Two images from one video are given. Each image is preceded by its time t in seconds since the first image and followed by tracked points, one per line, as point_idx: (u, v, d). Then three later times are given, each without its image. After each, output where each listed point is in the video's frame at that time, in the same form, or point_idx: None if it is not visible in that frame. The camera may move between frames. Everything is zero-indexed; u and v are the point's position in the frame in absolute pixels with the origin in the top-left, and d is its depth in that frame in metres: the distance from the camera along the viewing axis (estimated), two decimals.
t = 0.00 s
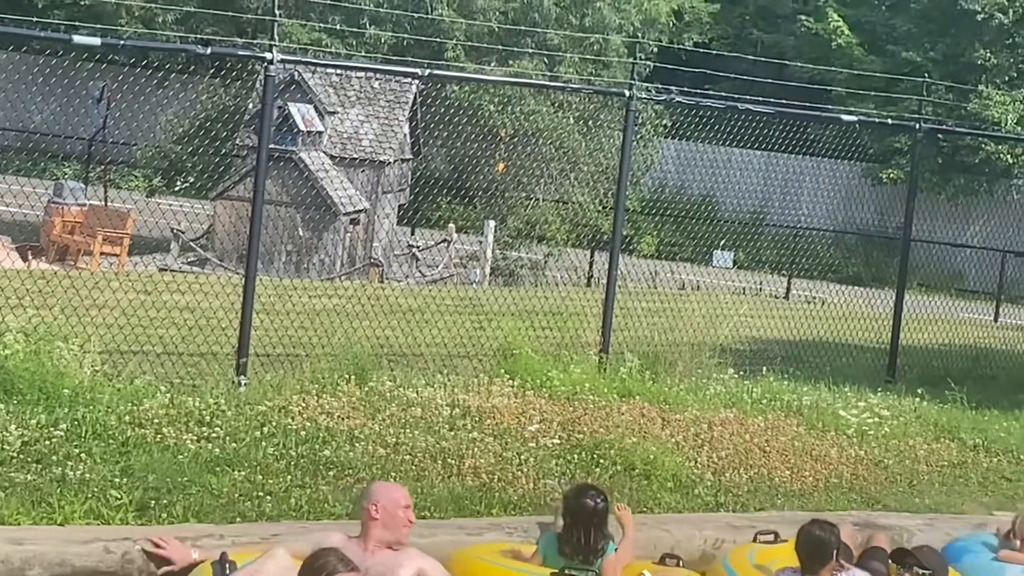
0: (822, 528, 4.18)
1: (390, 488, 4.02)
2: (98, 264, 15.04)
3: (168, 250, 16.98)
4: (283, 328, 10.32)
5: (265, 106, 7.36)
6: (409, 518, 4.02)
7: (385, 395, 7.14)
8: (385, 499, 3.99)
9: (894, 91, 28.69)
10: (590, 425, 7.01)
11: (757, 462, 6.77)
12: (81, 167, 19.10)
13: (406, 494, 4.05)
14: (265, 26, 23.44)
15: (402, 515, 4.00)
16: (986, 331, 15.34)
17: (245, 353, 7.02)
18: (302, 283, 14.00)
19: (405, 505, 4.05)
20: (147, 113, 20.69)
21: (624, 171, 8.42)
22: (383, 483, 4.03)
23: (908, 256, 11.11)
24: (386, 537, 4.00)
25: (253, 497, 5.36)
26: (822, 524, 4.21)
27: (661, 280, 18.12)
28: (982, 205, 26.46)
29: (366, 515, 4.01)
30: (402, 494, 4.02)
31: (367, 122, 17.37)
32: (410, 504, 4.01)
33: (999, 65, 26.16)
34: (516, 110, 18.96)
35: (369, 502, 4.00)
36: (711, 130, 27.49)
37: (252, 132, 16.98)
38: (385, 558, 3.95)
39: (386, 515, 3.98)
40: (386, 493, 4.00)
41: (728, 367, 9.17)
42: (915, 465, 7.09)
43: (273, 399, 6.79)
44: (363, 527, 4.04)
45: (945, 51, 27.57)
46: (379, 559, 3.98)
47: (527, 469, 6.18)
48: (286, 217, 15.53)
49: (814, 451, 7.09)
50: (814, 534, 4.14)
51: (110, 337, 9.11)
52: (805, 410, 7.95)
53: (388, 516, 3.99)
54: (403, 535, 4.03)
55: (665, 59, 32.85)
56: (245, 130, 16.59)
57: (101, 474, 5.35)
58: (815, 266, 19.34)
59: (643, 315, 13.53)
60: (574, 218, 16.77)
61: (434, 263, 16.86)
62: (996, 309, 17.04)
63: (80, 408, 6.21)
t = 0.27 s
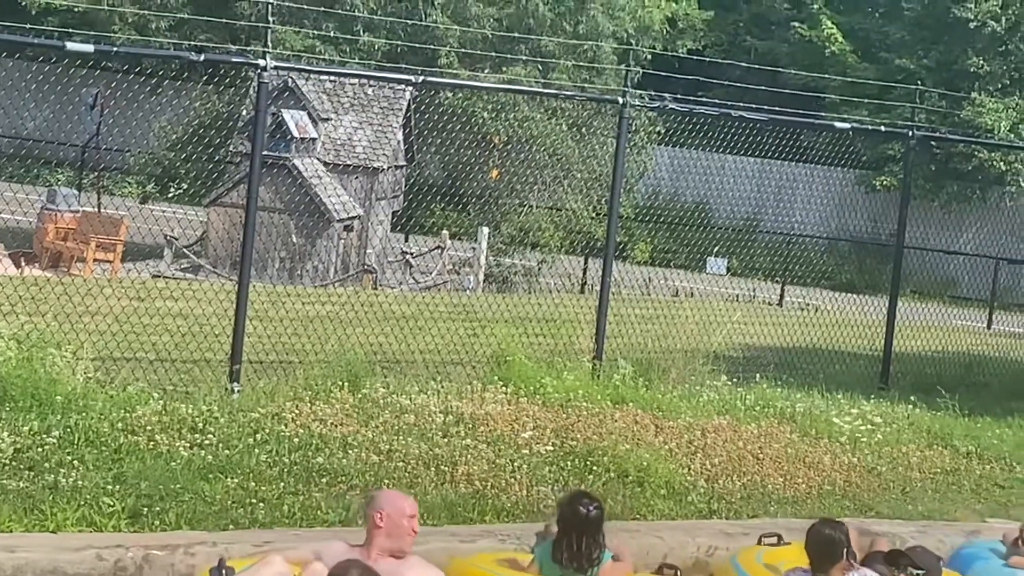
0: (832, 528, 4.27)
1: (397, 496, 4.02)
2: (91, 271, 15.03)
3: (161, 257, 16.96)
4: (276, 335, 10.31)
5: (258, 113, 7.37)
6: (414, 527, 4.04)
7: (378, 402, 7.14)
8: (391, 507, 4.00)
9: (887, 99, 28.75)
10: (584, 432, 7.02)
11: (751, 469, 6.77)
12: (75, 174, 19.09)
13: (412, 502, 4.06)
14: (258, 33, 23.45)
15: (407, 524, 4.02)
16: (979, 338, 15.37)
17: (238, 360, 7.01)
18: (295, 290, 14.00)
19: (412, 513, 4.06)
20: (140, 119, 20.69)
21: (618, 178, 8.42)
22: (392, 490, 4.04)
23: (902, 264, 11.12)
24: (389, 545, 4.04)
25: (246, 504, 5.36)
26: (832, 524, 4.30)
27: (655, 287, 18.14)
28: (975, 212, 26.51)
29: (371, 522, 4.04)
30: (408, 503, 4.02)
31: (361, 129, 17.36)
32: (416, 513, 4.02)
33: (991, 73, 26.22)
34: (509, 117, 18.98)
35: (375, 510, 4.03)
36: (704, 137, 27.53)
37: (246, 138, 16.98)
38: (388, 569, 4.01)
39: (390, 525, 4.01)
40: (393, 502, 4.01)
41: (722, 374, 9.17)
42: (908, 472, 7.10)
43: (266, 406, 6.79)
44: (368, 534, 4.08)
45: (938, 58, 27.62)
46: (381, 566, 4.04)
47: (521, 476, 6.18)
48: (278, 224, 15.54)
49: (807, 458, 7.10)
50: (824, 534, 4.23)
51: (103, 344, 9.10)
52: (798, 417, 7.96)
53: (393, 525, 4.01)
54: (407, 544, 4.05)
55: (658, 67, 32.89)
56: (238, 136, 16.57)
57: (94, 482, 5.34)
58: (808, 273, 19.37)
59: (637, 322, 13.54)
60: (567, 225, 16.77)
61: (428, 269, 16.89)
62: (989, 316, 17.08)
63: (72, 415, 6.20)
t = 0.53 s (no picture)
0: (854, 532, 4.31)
1: (397, 500, 4.06)
2: (84, 273, 15.03)
3: (154, 259, 16.96)
4: (269, 338, 10.31)
5: (251, 116, 7.37)
6: (412, 533, 4.05)
7: (371, 405, 7.14)
8: (389, 511, 4.03)
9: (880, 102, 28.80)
10: (577, 435, 7.02)
11: (743, 472, 6.78)
12: (67, 177, 19.09)
13: (414, 508, 4.08)
14: (251, 35, 23.45)
15: (404, 529, 4.04)
16: (972, 341, 15.39)
17: (231, 363, 7.02)
18: (288, 292, 14.00)
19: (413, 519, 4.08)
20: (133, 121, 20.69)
21: (611, 180, 8.43)
22: (393, 494, 4.07)
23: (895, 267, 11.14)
24: (387, 550, 4.06)
25: (238, 507, 5.36)
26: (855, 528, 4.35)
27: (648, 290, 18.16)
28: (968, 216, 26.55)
29: (371, 526, 4.08)
30: (408, 508, 4.05)
31: (354, 132, 17.36)
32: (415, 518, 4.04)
33: (984, 76, 26.27)
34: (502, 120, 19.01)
35: (375, 513, 4.07)
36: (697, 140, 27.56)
37: (239, 141, 16.98)
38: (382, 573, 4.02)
39: (387, 529, 4.03)
40: (392, 506, 4.04)
41: (714, 377, 9.18)
42: (901, 476, 7.11)
43: (258, 409, 6.79)
44: (368, 538, 4.11)
45: (931, 62, 27.67)
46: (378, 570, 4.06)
47: (513, 479, 6.18)
48: (271, 226, 15.54)
49: (800, 461, 7.11)
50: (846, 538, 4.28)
51: (96, 346, 9.09)
52: (790, 420, 7.97)
53: (390, 529, 4.03)
54: (405, 550, 4.06)
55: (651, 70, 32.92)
56: (231, 139, 16.58)
57: (86, 484, 5.34)
58: (801, 276, 19.39)
59: (630, 325, 13.56)
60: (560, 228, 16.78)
61: (420, 272, 16.91)
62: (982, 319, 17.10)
63: (65, 418, 6.20)
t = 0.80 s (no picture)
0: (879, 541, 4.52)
1: (392, 504, 4.06)
2: (79, 274, 15.03)
3: (149, 261, 16.95)
4: (264, 339, 10.30)
5: (246, 118, 7.38)
6: (408, 535, 4.04)
7: (366, 406, 7.14)
8: (385, 514, 4.03)
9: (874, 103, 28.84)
10: (572, 436, 7.02)
11: (739, 473, 6.79)
12: (62, 178, 19.09)
13: (409, 512, 4.08)
14: (246, 36, 23.44)
15: (400, 532, 4.03)
16: (967, 342, 15.40)
17: (226, 364, 7.02)
18: (283, 293, 14.01)
19: (409, 522, 4.08)
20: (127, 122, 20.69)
21: (606, 182, 8.43)
22: (387, 498, 4.07)
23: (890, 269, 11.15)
24: (383, 552, 4.03)
25: (233, 508, 5.35)
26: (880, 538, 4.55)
27: (643, 292, 18.17)
28: (962, 218, 26.59)
29: (365, 529, 4.05)
30: (404, 511, 4.05)
31: (349, 134, 17.37)
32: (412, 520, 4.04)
33: (979, 77, 26.30)
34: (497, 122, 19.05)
35: (369, 517, 4.05)
36: (692, 142, 27.58)
37: (234, 142, 16.99)
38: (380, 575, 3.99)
39: (383, 531, 4.02)
40: (387, 509, 4.05)
41: (709, 378, 9.19)
42: (896, 477, 7.12)
43: (253, 410, 6.79)
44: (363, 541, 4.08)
45: (926, 64, 27.71)
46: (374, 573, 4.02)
47: (508, 480, 6.18)
48: (266, 227, 15.54)
49: (795, 462, 7.12)
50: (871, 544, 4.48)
51: (90, 347, 9.08)
52: (785, 421, 7.98)
53: (386, 532, 4.03)
54: (400, 551, 4.04)
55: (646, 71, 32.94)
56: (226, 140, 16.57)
57: (81, 486, 5.34)
58: (796, 278, 19.41)
59: (624, 327, 13.56)
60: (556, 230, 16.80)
61: (415, 273, 16.95)
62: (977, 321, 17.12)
63: (60, 418, 6.19)
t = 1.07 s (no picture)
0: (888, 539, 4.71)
1: (386, 508, 4.21)
2: (74, 274, 15.05)
3: (143, 261, 16.94)
4: (259, 339, 10.30)
5: (241, 118, 7.39)
6: (399, 539, 4.21)
7: (361, 406, 7.15)
8: (376, 518, 4.20)
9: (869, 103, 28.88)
10: (567, 436, 7.03)
11: (733, 473, 6.80)
12: (56, 178, 19.09)
13: (404, 514, 4.23)
14: (240, 36, 23.44)
15: (390, 535, 4.20)
16: (961, 343, 15.43)
17: (221, 364, 7.02)
18: (278, 294, 14.02)
19: (404, 526, 4.23)
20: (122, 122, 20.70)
21: (600, 182, 8.45)
22: (383, 503, 4.23)
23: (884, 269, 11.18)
24: (374, 556, 4.24)
25: (228, 508, 5.36)
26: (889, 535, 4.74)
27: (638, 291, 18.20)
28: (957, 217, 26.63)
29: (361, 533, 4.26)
30: (396, 515, 4.20)
31: (344, 134, 17.39)
32: (402, 526, 4.19)
33: (974, 77, 26.34)
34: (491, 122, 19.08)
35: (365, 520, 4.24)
36: (687, 142, 27.60)
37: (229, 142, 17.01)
38: None
39: (373, 535, 4.21)
40: (379, 514, 4.21)
41: (704, 378, 9.21)
42: (891, 477, 7.14)
43: (248, 410, 6.80)
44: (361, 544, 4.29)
45: (920, 64, 27.76)
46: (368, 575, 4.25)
47: (503, 480, 6.19)
48: (261, 227, 15.55)
49: (790, 462, 7.13)
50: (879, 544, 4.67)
51: (84, 347, 9.09)
52: (780, 421, 7.99)
53: (377, 537, 4.21)
54: (392, 555, 4.23)
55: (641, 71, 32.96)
56: (220, 140, 16.57)
57: (76, 485, 5.35)
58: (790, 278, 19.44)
59: (619, 327, 13.59)
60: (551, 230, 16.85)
61: (410, 274, 16.98)
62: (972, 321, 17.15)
63: (55, 418, 6.20)
